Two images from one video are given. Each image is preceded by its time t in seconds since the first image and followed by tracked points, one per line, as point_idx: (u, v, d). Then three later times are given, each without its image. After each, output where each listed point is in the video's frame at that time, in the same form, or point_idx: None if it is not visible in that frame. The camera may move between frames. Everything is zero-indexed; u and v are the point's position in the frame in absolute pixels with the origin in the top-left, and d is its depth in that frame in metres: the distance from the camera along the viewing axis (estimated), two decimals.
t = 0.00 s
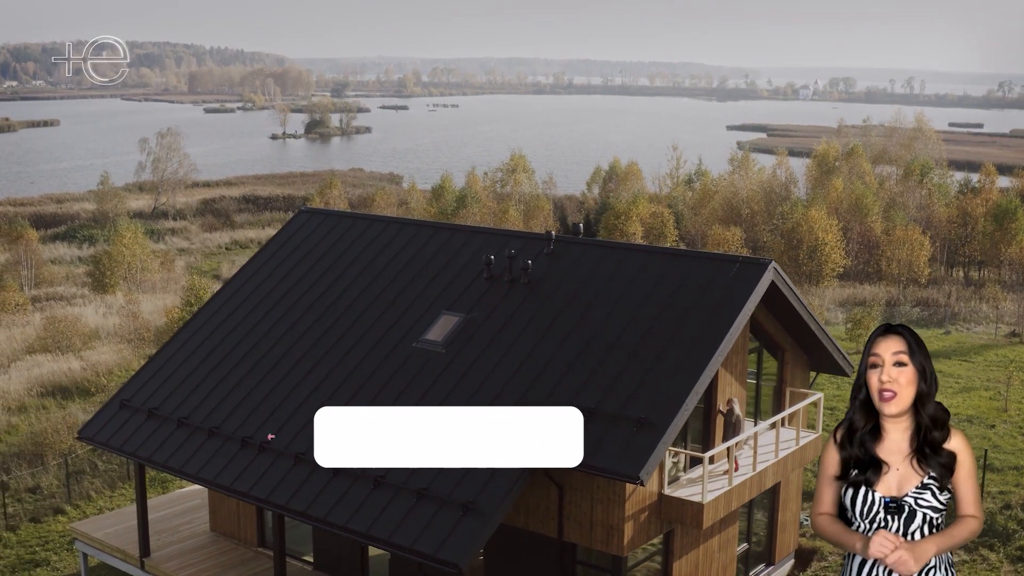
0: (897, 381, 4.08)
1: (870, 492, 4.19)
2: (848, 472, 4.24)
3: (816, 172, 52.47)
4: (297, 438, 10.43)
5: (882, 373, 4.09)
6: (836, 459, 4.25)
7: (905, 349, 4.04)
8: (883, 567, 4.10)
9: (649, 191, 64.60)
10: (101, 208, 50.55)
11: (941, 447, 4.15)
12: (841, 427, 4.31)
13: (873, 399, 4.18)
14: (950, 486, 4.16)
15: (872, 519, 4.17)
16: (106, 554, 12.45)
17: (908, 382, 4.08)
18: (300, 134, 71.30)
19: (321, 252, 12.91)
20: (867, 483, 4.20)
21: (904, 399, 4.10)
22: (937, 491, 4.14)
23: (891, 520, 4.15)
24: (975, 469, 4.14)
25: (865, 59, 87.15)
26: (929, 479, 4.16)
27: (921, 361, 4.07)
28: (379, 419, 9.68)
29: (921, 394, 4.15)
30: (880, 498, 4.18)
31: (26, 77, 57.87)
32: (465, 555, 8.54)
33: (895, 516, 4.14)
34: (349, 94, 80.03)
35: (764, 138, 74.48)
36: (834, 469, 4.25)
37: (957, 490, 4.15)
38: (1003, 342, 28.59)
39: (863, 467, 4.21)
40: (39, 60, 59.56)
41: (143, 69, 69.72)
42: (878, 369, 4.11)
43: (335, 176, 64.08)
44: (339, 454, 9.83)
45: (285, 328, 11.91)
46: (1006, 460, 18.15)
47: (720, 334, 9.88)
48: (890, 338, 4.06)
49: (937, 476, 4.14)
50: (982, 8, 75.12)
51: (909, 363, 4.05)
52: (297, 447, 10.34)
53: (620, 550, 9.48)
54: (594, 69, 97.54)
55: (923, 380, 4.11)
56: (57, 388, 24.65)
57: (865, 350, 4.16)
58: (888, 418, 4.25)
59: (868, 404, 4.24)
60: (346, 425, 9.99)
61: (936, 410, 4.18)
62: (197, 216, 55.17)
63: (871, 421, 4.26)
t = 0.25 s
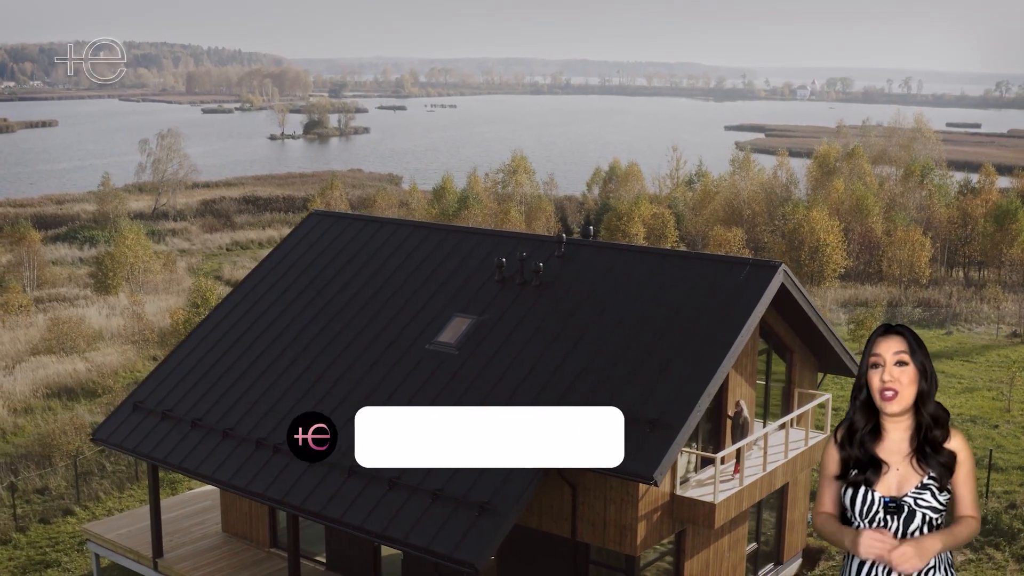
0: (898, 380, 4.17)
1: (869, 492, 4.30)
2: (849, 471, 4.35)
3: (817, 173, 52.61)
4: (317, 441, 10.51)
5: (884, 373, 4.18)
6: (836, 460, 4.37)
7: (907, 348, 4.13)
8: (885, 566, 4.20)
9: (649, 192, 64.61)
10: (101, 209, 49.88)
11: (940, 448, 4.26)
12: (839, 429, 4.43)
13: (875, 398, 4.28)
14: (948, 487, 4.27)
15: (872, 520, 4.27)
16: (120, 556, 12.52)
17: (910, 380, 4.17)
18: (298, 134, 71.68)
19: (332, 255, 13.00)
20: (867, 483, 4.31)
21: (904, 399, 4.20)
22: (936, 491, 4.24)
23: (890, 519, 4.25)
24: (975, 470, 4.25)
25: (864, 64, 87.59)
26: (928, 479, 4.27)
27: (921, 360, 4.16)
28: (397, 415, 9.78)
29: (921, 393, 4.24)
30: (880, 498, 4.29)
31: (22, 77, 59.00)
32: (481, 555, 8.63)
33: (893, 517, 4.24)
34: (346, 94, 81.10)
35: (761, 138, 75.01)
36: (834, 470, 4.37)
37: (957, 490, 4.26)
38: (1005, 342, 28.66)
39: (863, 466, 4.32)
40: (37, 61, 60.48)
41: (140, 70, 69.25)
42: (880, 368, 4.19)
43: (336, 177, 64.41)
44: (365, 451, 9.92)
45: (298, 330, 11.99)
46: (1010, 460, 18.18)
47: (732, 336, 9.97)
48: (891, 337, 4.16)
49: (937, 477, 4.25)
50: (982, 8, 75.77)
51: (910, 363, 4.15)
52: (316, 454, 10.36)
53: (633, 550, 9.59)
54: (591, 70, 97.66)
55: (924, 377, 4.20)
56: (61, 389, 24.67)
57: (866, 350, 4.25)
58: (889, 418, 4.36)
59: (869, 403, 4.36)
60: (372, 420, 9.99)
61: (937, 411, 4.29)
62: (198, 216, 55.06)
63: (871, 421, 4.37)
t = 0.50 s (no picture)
0: (900, 379, 4.53)
1: (870, 492, 4.66)
2: (848, 472, 4.75)
3: (818, 173, 52.81)
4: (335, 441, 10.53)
5: (885, 372, 4.53)
6: (836, 460, 4.76)
7: (907, 348, 4.51)
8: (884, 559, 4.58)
9: (649, 193, 64.63)
10: (103, 209, 51.06)
11: (940, 448, 4.64)
12: (840, 431, 4.83)
13: (875, 399, 4.64)
14: (948, 485, 4.66)
15: (874, 518, 4.62)
16: (131, 556, 12.59)
17: (910, 380, 4.54)
18: (296, 136, 73.03)
19: (342, 256, 13.09)
20: (867, 483, 4.68)
21: (905, 398, 4.56)
22: (936, 491, 4.60)
23: (890, 519, 4.61)
24: (972, 469, 4.64)
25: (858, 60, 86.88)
26: (928, 479, 4.63)
27: (921, 361, 4.53)
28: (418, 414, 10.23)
29: (922, 392, 4.61)
30: (881, 497, 4.65)
31: (21, 77, 56.72)
32: (496, 554, 8.71)
33: (893, 517, 4.59)
34: (345, 94, 80.52)
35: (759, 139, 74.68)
36: (834, 470, 4.76)
37: (956, 488, 4.66)
38: (1006, 342, 28.75)
39: (863, 468, 4.70)
40: (34, 61, 58.26)
41: (139, 70, 67.50)
42: (880, 367, 4.55)
43: (336, 177, 64.46)
44: (379, 452, 10.11)
45: (309, 331, 12.07)
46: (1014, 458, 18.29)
47: (742, 336, 10.05)
48: (891, 338, 4.53)
49: (937, 476, 4.62)
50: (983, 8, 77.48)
51: (911, 363, 4.51)
52: (337, 455, 10.39)
53: (645, 550, 9.68)
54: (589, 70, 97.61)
55: (923, 378, 4.57)
56: (66, 390, 24.67)
57: (866, 352, 4.62)
58: (889, 419, 4.75)
59: (871, 405, 4.74)
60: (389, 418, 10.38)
61: (934, 411, 4.68)
62: (198, 217, 55.35)
63: (871, 422, 4.78)
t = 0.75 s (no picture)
0: (900, 379, 4.27)
1: (871, 492, 4.38)
2: (847, 473, 4.47)
3: (818, 175, 53.00)
4: (334, 441, 10.71)
5: (885, 371, 4.28)
6: (834, 461, 4.49)
7: (907, 346, 4.25)
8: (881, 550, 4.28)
9: (650, 194, 64.79)
10: (103, 210, 51.54)
11: (941, 449, 4.36)
12: (838, 431, 4.54)
13: (875, 398, 4.38)
14: (948, 487, 4.37)
15: (873, 518, 4.35)
16: (143, 556, 12.68)
17: (910, 380, 4.28)
18: (294, 136, 72.70)
19: (353, 259, 13.18)
20: (866, 484, 4.40)
21: (906, 398, 4.30)
22: (936, 491, 4.31)
23: (890, 522, 4.32)
24: (973, 471, 4.35)
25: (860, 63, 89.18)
26: (928, 480, 4.35)
27: (921, 360, 4.28)
28: (417, 413, 10.45)
29: (921, 392, 4.35)
30: (879, 498, 4.37)
31: (18, 78, 56.83)
32: (512, 554, 8.80)
33: (893, 518, 4.31)
34: (342, 94, 81.18)
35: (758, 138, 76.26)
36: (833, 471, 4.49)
37: (956, 490, 4.36)
38: (1008, 343, 28.83)
39: (862, 468, 4.42)
40: (31, 62, 58.42)
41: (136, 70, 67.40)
42: (880, 367, 4.30)
43: (337, 178, 64.68)
44: (380, 451, 10.30)
45: (321, 332, 12.16)
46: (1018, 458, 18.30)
47: (753, 338, 10.18)
48: (890, 336, 4.28)
49: (937, 478, 4.33)
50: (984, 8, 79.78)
51: (911, 362, 4.26)
52: (336, 455, 10.56)
53: (658, 549, 9.81)
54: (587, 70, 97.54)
55: (924, 377, 4.31)
56: (72, 391, 24.74)
57: (865, 349, 4.37)
58: (888, 418, 4.47)
59: (870, 404, 4.46)
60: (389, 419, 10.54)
61: (934, 410, 4.40)
62: (198, 218, 55.72)
63: (870, 422, 4.49)
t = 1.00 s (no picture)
0: (899, 377, 4.29)
1: (870, 492, 4.39)
2: (846, 472, 4.47)
3: (819, 176, 53.23)
4: (334, 441, 10.89)
5: (884, 371, 4.30)
6: (833, 461, 4.49)
7: (907, 346, 4.28)
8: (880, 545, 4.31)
9: (650, 194, 64.63)
10: (104, 211, 51.48)
11: (940, 448, 4.37)
12: (839, 430, 4.55)
13: (875, 398, 4.39)
14: (949, 486, 4.37)
15: (873, 517, 4.37)
16: (153, 556, 12.74)
17: (910, 379, 4.30)
18: (293, 137, 72.73)
19: (363, 260, 13.31)
20: (866, 483, 4.40)
21: (905, 398, 4.32)
22: (935, 490, 4.32)
23: (889, 520, 4.35)
24: (973, 470, 4.36)
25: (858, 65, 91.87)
26: (927, 478, 4.36)
27: (921, 359, 4.30)
28: (419, 414, 10.56)
29: (922, 391, 4.35)
30: (879, 496, 4.38)
31: (16, 79, 55.90)
32: (526, 554, 8.92)
33: (892, 516, 4.33)
34: (341, 95, 80.23)
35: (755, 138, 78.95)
36: (832, 470, 4.49)
37: (956, 489, 4.36)
38: (1008, 343, 28.97)
39: (860, 467, 4.42)
40: (28, 62, 57.47)
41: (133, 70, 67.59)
42: (880, 366, 4.32)
43: (337, 179, 64.82)
44: (379, 452, 10.49)
45: (333, 333, 12.29)
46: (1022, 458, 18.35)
47: (762, 341, 10.32)
48: (891, 336, 4.29)
49: (936, 476, 4.34)
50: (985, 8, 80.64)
51: (911, 361, 4.28)
52: (336, 455, 10.74)
53: (669, 549, 9.90)
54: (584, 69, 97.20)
55: (923, 376, 4.32)
56: (76, 392, 24.75)
57: (867, 349, 4.37)
58: (888, 418, 4.47)
59: (869, 403, 4.47)
60: (393, 418, 10.67)
61: (935, 409, 4.41)
62: (198, 219, 55.97)
63: (870, 421, 4.49)
